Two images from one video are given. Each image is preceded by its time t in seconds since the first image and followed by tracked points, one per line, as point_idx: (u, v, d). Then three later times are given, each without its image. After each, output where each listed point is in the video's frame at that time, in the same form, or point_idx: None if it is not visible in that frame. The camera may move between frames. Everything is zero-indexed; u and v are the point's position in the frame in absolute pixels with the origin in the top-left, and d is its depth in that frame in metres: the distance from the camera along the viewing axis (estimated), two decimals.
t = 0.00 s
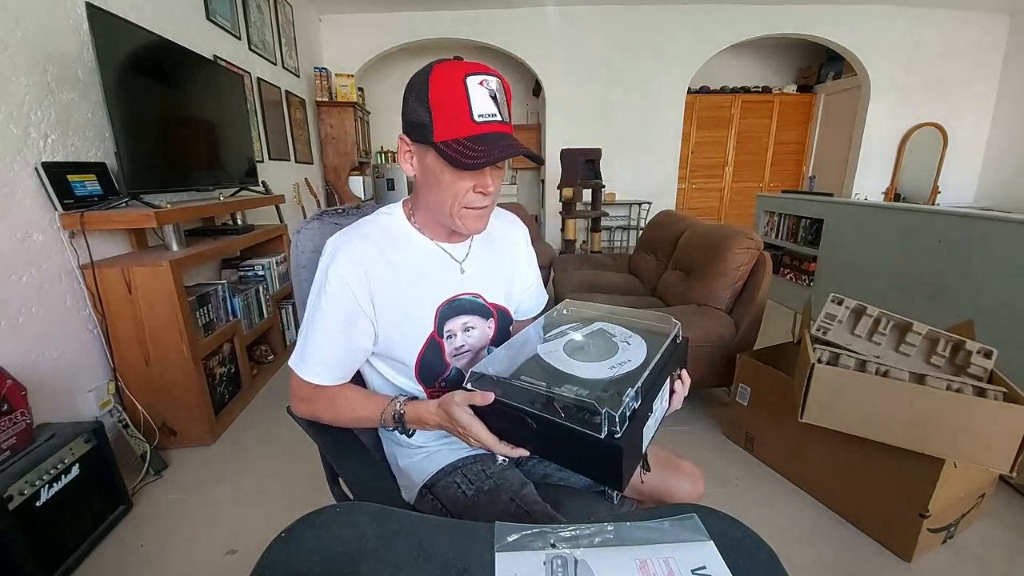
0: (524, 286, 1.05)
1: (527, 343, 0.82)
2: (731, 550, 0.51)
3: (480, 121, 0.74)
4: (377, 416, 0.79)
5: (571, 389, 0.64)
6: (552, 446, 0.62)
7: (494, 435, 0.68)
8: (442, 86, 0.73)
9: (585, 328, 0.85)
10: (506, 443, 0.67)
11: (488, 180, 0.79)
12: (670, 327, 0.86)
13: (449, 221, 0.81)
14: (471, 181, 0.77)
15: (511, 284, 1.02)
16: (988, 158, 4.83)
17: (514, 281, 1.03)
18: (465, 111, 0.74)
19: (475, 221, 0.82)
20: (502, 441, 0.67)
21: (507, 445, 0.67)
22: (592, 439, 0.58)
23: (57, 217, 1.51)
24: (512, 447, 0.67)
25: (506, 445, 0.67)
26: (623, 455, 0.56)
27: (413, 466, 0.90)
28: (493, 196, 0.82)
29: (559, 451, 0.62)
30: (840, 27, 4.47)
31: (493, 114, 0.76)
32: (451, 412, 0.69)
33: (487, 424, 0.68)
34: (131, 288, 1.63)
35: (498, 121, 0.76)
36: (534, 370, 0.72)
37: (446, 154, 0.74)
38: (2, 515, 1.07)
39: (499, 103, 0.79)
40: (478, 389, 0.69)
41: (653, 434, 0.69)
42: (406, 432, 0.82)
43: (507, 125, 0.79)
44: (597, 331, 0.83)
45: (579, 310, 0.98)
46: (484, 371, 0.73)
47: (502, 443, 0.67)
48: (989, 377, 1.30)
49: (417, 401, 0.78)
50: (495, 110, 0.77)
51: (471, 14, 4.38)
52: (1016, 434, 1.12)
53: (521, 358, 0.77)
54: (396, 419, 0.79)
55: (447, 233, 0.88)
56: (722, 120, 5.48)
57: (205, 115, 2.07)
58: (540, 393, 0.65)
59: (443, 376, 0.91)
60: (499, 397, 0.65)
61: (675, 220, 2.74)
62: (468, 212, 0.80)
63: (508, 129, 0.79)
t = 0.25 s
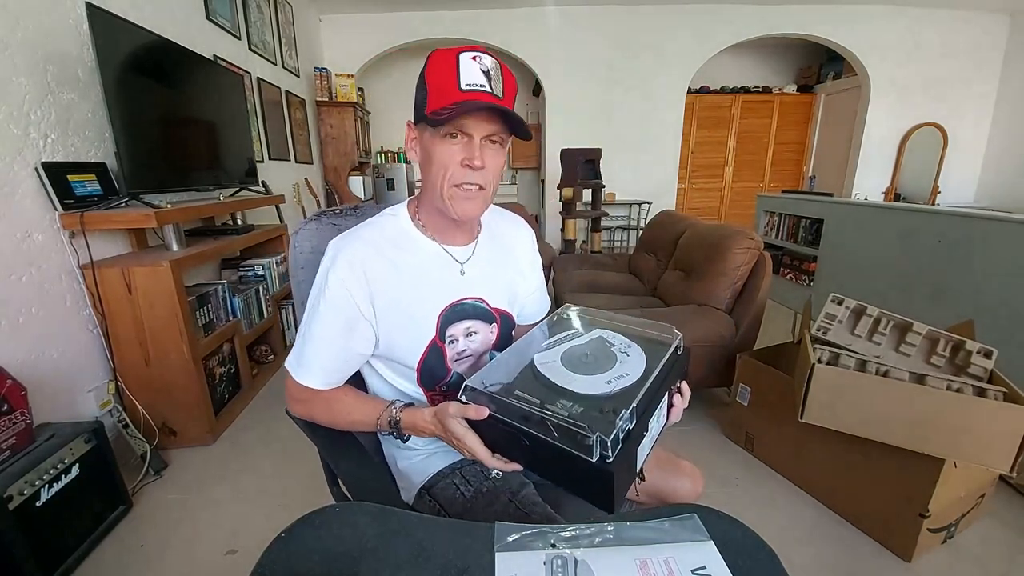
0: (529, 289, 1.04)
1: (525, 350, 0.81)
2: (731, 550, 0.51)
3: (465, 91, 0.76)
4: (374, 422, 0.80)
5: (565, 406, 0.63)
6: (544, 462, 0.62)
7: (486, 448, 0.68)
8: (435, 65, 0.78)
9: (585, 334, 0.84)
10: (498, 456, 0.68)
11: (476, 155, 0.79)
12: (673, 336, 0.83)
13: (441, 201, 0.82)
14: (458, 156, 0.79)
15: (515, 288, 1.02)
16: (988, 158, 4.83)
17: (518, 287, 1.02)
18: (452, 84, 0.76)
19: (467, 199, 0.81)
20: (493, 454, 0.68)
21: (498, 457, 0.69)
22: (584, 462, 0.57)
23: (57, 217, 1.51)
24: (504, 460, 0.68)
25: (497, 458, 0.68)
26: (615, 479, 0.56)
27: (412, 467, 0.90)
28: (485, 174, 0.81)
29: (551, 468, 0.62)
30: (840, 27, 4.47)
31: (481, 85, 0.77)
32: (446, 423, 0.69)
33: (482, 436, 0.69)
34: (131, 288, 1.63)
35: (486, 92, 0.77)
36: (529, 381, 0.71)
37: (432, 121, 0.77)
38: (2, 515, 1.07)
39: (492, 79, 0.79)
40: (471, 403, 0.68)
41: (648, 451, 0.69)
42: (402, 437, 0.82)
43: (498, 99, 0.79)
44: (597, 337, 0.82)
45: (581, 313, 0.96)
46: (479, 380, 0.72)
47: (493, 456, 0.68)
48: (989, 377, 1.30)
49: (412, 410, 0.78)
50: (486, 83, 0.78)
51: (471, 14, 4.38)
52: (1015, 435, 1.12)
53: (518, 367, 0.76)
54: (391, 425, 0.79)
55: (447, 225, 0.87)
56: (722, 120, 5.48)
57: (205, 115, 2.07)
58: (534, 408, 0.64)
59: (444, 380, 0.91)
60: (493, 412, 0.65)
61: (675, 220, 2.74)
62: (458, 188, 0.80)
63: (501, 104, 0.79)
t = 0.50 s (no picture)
0: (535, 290, 1.04)
1: (526, 353, 0.81)
2: (731, 550, 0.51)
3: (468, 91, 0.76)
4: (375, 422, 0.79)
5: (565, 412, 0.62)
6: (542, 467, 0.61)
7: (486, 451, 0.68)
8: (438, 67, 0.79)
9: (587, 337, 0.83)
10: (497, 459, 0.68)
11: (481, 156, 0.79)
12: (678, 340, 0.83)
13: (447, 203, 0.82)
14: (463, 156, 0.80)
15: (521, 289, 1.01)
16: (988, 158, 4.83)
17: (524, 288, 1.02)
18: (455, 84, 0.77)
19: (473, 201, 0.81)
20: (492, 457, 0.68)
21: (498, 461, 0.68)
22: (583, 470, 0.56)
23: (57, 217, 1.51)
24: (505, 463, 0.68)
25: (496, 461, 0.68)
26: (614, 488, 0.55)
27: (412, 466, 0.90)
28: (490, 176, 0.81)
29: (550, 474, 0.61)
30: (840, 26, 4.47)
31: (484, 85, 0.77)
32: (446, 425, 0.70)
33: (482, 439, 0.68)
34: (131, 288, 1.63)
35: (489, 93, 0.77)
36: (530, 384, 0.70)
37: (436, 122, 0.78)
38: (2, 515, 1.08)
39: (495, 79, 0.79)
40: (470, 405, 0.68)
41: (650, 457, 0.68)
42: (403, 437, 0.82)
43: (502, 99, 0.79)
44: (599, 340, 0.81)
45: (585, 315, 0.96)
46: (477, 384, 0.72)
47: (492, 458, 0.68)
48: (989, 377, 1.30)
49: (414, 410, 0.78)
50: (489, 83, 0.78)
51: (471, 14, 4.38)
52: (1015, 435, 1.12)
53: (519, 369, 0.76)
54: (392, 425, 0.79)
55: (455, 229, 0.87)
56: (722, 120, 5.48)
57: (205, 115, 2.07)
58: (533, 413, 0.63)
59: (448, 380, 0.91)
60: (493, 415, 0.65)
61: (675, 220, 2.74)
62: (463, 190, 0.80)
63: (504, 104, 0.79)
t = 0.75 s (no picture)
0: (538, 291, 1.04)
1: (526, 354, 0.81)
2: (732, 550, 0.51)
3: (474, 92, 0.76)
4: (376, 419, 0.81)
5: (565, 409, 0.62)
6: (541, 465, 0.61)
7: (485, 450, 0.68)
8: (444, 69, 0.79)
9: (589, 336, 0.83)
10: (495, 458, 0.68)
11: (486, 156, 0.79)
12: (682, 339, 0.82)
13: (451, 205, 0.82)
14: (468, 158, 0.80)
15: (526, 290, 1.01)
16: (988, 158, 4.83)
17: (527, 290, 1.01)
18: (460, 85, 0.77)
19: (477, 203, 0.81)
20: (491, 455, 0.68)
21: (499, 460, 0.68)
22: (581, 465, 0.56)
23: (57, 217, 1.51)
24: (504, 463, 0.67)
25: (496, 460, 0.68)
26: (613, 485, 0.55)
27: (411, 465, 0.90)
28: (495, 177, 0.81)
29: (549, 471, 0.61)
30: (841, 26, 4.46)
31: (489, 86, 0.77)
32: (447, 423, 0.71)
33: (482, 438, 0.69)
34: (131, 287, 1.63)
35: (494, 93, 0.77)
36: (531, 383, 0.70)
37: (441, 124, 0.78)
38: (2, 515, 1.08)
39: (500, 79, 0.79)
40: (471, 401, 0.69)
41: (653, 455, 0.67)
42: (404, 435, 0.82)
43: (507, 100, 0.79)
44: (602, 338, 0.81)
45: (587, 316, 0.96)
46: (478, 383, 0.73)
47: (491, 457, 0.68)
48: (989, 377, 1.30)
49: (415, 407, 0.78)
50: (494, 84, 0.78)
51: (471, 14, 4.38)
52: (1019, 433, 1.11)
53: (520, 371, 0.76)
54: (394, 422, 0.80)
55: (459, 231, 0.87)
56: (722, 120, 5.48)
57: (205, 115, 2.07)
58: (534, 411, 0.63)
59: (448, 380, 0.91)
60: (492, 412, 0.66)
61: (675, 220, 2.74)
62: (467, 192, 0.80)
63: (509, 105, 0.79)
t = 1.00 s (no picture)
0: (537, 292, 1.04)
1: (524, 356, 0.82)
2: (732, 550, 0.51)
3: (475, 93, 0.77)
4: (374, 418, 0.80)
5: (560, 410, 0.62)
6: (536, 467, 0.61)
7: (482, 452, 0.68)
8: (445, 70, 0.79)
9: (588, 338, 0.83)
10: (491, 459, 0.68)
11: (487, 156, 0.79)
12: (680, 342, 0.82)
13: (453, 206, 0.82)
14: (469, 158, 0.80)
15: (525, 291, 1.01)
16: (988, 158, 4.83)
17: (527, 291, 1.02)
18: (462, 86, 0.77)
19: (478, 202, 0.81)
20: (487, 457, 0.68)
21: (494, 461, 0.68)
22: (575, 465, 0.56)
23: (57, 217, 1.51)
24: (499, 464, 0.68)
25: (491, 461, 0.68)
26: (606, 486, 0.54)
27: (410, 465, 0.90)
28: (496, 178, 0.81)
29: (543, 473, 0.61)
30: (841, 26, 4.46)
31: (490, 87, 0.77)
32: (443, 424, 0.71)
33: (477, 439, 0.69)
34: (131, 287, 1.63)
35: (496, 94, 0.77)
36: (528, 385, 0.71)
37: (443, 125, 0.78)
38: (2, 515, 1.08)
39: (502, 80, 0.79)
40: (467, 402, 0.69)
41: (649, 457, 0.67)
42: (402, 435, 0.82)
43: (508, 101, 0.79)
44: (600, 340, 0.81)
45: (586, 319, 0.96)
46: (475, 384, 0.73)
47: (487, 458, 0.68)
48: (989, 377, 1.30)
49: (413, 407, 0.78)
50: (496, 84, 0.78)
51: (471, 14, 4.38)
52: (1018, 433, 1.11)
53: (518, 374, 0.76)
54: (392, 422, 0.80)
55: (460, 230, 0.87)
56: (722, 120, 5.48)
57: (205, 115, 2.07)
58: (529, 412, 0.63)
59: (448, 381, 0.91)
60: (487, 412, 0.66)
61: (675, 220, 2.74)
62: (469, 192, 0.80)
63: (510, 106, 0.79)
